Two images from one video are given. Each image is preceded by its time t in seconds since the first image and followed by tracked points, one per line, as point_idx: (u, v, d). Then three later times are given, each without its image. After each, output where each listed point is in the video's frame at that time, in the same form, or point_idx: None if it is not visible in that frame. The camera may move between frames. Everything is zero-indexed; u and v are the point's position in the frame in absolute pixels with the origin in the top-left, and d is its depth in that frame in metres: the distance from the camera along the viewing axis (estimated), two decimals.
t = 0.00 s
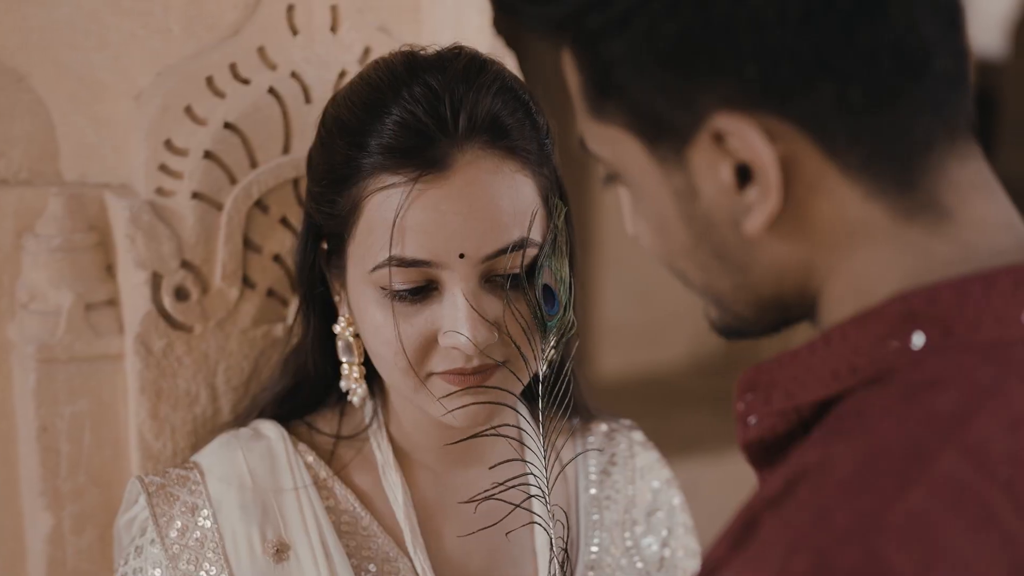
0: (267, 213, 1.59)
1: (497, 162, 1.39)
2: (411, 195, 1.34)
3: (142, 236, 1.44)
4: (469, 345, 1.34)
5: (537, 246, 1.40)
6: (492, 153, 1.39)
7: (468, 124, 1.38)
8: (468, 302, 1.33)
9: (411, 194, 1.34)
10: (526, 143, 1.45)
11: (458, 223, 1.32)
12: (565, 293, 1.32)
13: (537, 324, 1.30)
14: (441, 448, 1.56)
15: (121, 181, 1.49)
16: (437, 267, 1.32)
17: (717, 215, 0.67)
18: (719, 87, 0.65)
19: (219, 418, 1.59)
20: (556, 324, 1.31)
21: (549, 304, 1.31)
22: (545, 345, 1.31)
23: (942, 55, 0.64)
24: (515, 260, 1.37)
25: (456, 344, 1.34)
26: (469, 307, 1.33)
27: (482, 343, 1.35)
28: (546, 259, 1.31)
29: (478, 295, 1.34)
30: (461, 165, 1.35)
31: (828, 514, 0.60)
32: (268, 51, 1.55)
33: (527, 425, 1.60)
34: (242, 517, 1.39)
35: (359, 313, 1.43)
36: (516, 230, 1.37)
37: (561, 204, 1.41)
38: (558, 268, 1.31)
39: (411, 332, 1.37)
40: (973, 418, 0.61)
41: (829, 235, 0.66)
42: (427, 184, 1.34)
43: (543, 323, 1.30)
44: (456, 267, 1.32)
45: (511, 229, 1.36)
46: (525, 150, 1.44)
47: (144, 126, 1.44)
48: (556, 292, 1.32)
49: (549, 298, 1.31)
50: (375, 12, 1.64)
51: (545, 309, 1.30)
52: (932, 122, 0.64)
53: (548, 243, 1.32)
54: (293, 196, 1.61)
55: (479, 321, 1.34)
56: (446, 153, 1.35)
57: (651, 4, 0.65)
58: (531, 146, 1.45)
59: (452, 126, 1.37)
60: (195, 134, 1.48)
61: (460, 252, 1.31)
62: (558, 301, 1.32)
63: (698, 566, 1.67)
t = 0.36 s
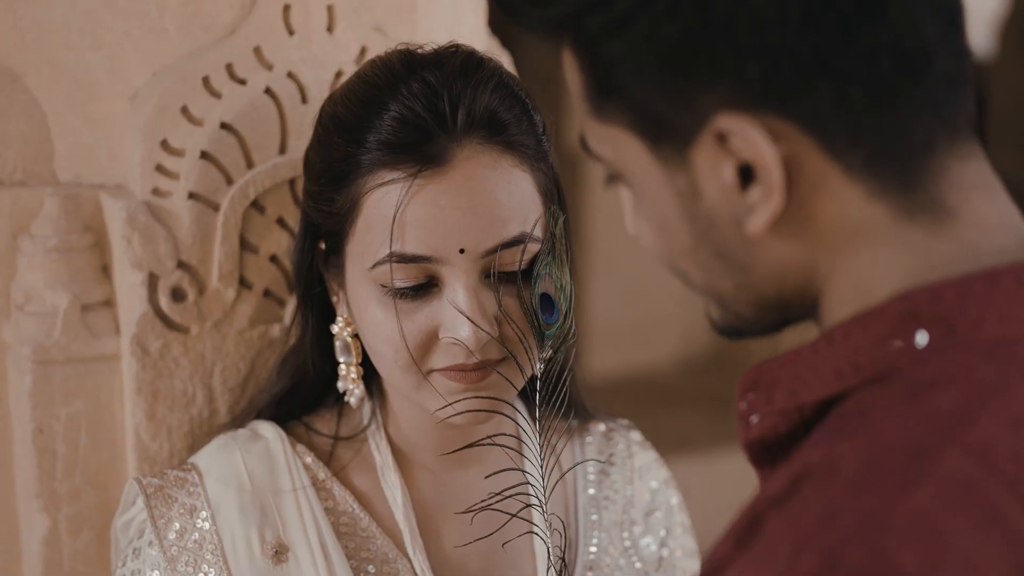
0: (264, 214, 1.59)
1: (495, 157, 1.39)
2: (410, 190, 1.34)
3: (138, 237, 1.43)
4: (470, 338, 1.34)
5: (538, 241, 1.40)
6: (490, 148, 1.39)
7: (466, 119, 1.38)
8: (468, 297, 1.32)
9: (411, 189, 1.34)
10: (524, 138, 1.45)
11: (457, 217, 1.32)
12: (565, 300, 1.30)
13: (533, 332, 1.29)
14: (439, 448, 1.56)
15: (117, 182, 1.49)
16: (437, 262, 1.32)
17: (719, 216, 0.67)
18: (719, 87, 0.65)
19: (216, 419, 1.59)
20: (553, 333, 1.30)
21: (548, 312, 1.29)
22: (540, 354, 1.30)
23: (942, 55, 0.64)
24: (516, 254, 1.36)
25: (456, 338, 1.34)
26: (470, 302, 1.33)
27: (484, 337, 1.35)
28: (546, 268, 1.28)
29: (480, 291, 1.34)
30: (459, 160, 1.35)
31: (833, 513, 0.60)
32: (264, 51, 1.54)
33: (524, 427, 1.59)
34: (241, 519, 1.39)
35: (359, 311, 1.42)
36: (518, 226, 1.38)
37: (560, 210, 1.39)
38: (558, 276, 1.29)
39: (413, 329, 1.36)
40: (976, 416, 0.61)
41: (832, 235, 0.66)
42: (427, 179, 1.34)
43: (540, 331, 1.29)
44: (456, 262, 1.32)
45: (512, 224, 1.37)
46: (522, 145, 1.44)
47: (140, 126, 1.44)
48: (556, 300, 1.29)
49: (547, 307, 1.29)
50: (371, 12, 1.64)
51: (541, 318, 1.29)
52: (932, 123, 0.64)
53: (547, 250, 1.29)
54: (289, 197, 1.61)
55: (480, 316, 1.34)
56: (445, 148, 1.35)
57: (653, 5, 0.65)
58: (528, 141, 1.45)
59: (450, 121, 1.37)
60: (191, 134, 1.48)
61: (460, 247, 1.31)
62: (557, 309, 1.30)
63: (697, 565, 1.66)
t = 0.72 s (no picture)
0: (260, 214, 1.59)
1: (494, 150, 1.39)
2: (410, 183, 1.33)
3: (134, 237, 1.43)
4: (473, 332, 1.33)
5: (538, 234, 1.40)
6: (488, 142, 1.39)
7: (464, 112, 1.38)
8: (468, 288, 1.33)
9: (411, 182, 1.33)
10: (521, 131, 1.45)
11: (457, 210, 1.32)
12: (564, 305, 1.31)
13: (533, 338, 1.29)
14: (437, 447, 1.56)
15: (112, 182, 1.48)
16: (438, 256, 1.32)
17: (722, 215, 0.67)
18: (719, 87, 0.64)
19: (212, 420, 1.58)
20: (551, 339, 1.31)
21: (547, 318, 1.30)
22: (540, 359, 1.30)
23: (944, 55, 0.63)
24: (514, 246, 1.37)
25: (458, 331, 1.34)
26: (471, 295, 1.33)
27: (484, 331, 1.35)
28: (546, 272, 1.29)
29: (480, 283, 1.35)
30: (458, 153, 1.35)
31: (839, 511, 0.60)
32: (260, 51, 1.54)
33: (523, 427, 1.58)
34: (239, 521, 1.38)
35: (359, 308, 1.42)
36: (515, 219, 1.37)
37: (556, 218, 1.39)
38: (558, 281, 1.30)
39: (415, 324, 1.36)
40: (981, 415, 0.61)
41: (836, 234, 0.66)
42: (426, 172, 1.34)
43: (540, 337, 1.30)
44: (456, 255, 1.32)
45: (511, 217, 1.36)
46: (520, 138, 1.44)
47: (136, 126, 1.43)
48: (555, 305, 1.30)
49: (546, 313, 1.30)
50: (367, 12, 1.64)
51: (541, 324, 1.29)
52: (933, 122, 0.64)
53: (545, 256, 1.29)
54: (286, 197, 1.60)
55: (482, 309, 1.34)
56: (444, 141, 1.35)
57: (656, 5, 0.65)
58: (525, 135, 1.45)
59: (449, 114, 1.38)
60: (187, 134, 1.47)
61: (460, 240, 1.32)
62: (555, 315, 1.31)
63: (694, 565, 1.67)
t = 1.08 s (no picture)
0: (255, 214, 1.58)
1: (491, 143, 1.39)
2: (409, 177, 1.33)
3: (129, 238, 1.42)
4: (474, 324, 1.33)
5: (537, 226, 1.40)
6: (485, 134, 1.39)
7: (462, 105, 1.38)
8: (469, 282, 1.33)
9: (410, 175, 1.33)
10: (517, 124, 1.45)
11: (457, 202, 1.32)
12: (563, 308, 1.31)
13: (531, 343, 1.28)
14: (433, 448, 1.55)
15: (106, 182, 1.47)
16: (437, 248, 1.32)
17: (724, 215, 0.67)
18: (720, 87, 0.64)
19: (208, 421, 1.57)
20: (550, 343, 1.30)
21: (545, 322, 1.30)
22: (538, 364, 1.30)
23: (946, 54, 0.63)
24: (513, 237, 1.37)
25: (459, 323, 1.33)
26: (470, 287, 1.33)
27: (485, 323, 1.34)
28: (541, 277, 1.28)
29: (480, 277, 1.34)
30: (456, 146, 1.35)
31: (844, 510, 0.60)
32: (255, 51, 1.53)
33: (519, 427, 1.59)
34: (236, 522, 1.38)
35: (358, 305, 1.42)
36: (511, 211, 1.37)
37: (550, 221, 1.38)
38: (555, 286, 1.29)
39: (416, 317, 1.36)
40: (985, 412, 0.61)
41: (838, 233, 0.66)
42: (425, 165, 1.34)
43: (537, 342, 1.29)
44: (456, 247, 1.32)
45: (508, 210, 1.36)
46: (516, 131, 1.44)
47: (130, 126, 1.42)
48: (553, 310, 1.30)
49: (544, 318, 1.29)
50: (362, 11, 1.64)
51: (540, 329, 1.28)
52: (937, 122, 0.64)
53: (541, 260, 1.29)
54: (281, 197, 1.60)
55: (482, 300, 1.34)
56: (442, 134, 1.35)
57: (657, 5, 0.64)
58: (521, 128, 1.45)
59: (447, 107, 1.37)
60: (182, 135, 1.46)
61: (460, 233, 1.32)
62: (553, 319, 1.30)
63: (691, 565, 1.65)
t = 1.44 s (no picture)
0: (250, 214, 1.57)
1: (488, 136, 1.39)
2: (407, 170, 1.33)
3: (125, 238, 1.41)
4: (475, 317, 1.32)
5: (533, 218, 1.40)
6: (483, 127, 1.39)
7: (459, 99, 1.38)
8: (469, 275, 1.33)
9: (407, 169, 1.33)
10: (513, 118, 1.45)
11: (456, 194, 1.32)
12: (559, 314, 1.34)
13: (529, 347, 1.29)
14: (431, 448, 1.55)
15: (101, 182, 1.46)
16: (437, 241, 1.32)
17: (724, 215, 0.67)
18: (721, 87, 0.64)
19: (204, 422, 1.57)
20: (546, 348, 1.31)
21: (543, 327, 1.31)
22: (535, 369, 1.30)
23: (947, 54, 0.63)
24: (513, 228, 1.37)
25: (461, 316, 1.32)
26: (470, 280, 1.33)
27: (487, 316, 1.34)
28: (541, 280, 1.31)
29: (481, 268, 1.35)
30: (454, 139, 1.35)
31: (848, 508, 0.60)
32: (250, 51, 1.53)
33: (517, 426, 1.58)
34: (233, 524, 1.37)
35: (357, 301, 1.41)
36: (508, 204, 1.37)
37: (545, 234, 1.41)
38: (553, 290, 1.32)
39: (417, 312, 1.35)
40: (990, 410, 0.60)
41: (839, 232, 0.65)
42: (423, 158, 1.34)
43: (535, 347, 1.30)
44: (456, 240, 1.32)
45: (505, 204, 1.36)
46: (513, 125, 1.44)
47: (125, 127, 1.42)
48: (551, 314, 1.33)
49: (542, 322, 1.31)
50: (357, 11, 1.63)
51: (538, 332, 1.30)
52: (938, 122, 0.64)
53: (538, 266, 1.32)
54: (276, 197, 1.59)
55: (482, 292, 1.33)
56: (440, 127, 1.35)
57: (659, 4, 0.64)
58: (518, 122, 1.46)
59: (444, 100, 1.37)
60: (177, 135, 1.46)
61: (460, 225, 1.32)
62: (550, 325, 1.32)
63: (689, 565, 1.65)
